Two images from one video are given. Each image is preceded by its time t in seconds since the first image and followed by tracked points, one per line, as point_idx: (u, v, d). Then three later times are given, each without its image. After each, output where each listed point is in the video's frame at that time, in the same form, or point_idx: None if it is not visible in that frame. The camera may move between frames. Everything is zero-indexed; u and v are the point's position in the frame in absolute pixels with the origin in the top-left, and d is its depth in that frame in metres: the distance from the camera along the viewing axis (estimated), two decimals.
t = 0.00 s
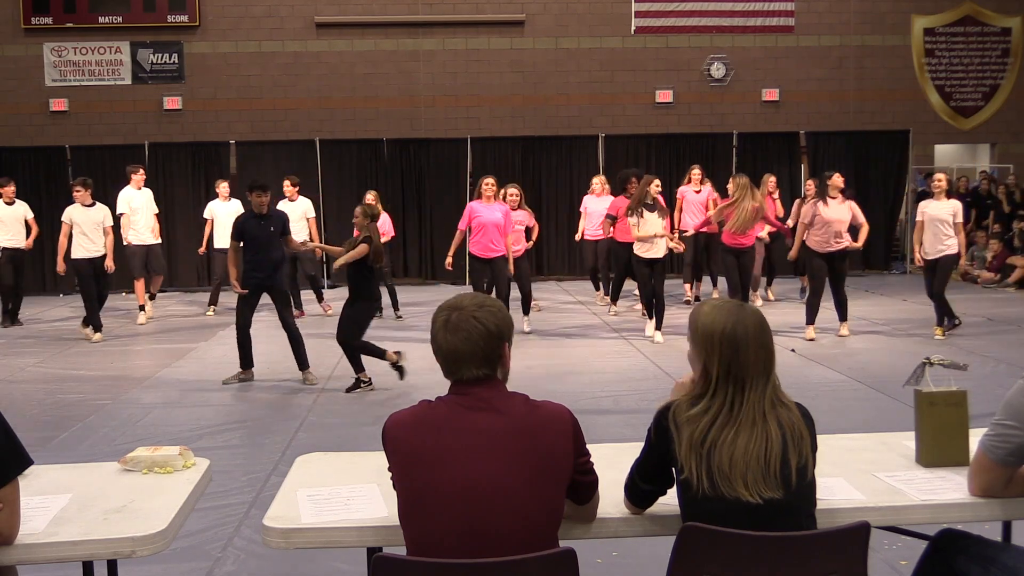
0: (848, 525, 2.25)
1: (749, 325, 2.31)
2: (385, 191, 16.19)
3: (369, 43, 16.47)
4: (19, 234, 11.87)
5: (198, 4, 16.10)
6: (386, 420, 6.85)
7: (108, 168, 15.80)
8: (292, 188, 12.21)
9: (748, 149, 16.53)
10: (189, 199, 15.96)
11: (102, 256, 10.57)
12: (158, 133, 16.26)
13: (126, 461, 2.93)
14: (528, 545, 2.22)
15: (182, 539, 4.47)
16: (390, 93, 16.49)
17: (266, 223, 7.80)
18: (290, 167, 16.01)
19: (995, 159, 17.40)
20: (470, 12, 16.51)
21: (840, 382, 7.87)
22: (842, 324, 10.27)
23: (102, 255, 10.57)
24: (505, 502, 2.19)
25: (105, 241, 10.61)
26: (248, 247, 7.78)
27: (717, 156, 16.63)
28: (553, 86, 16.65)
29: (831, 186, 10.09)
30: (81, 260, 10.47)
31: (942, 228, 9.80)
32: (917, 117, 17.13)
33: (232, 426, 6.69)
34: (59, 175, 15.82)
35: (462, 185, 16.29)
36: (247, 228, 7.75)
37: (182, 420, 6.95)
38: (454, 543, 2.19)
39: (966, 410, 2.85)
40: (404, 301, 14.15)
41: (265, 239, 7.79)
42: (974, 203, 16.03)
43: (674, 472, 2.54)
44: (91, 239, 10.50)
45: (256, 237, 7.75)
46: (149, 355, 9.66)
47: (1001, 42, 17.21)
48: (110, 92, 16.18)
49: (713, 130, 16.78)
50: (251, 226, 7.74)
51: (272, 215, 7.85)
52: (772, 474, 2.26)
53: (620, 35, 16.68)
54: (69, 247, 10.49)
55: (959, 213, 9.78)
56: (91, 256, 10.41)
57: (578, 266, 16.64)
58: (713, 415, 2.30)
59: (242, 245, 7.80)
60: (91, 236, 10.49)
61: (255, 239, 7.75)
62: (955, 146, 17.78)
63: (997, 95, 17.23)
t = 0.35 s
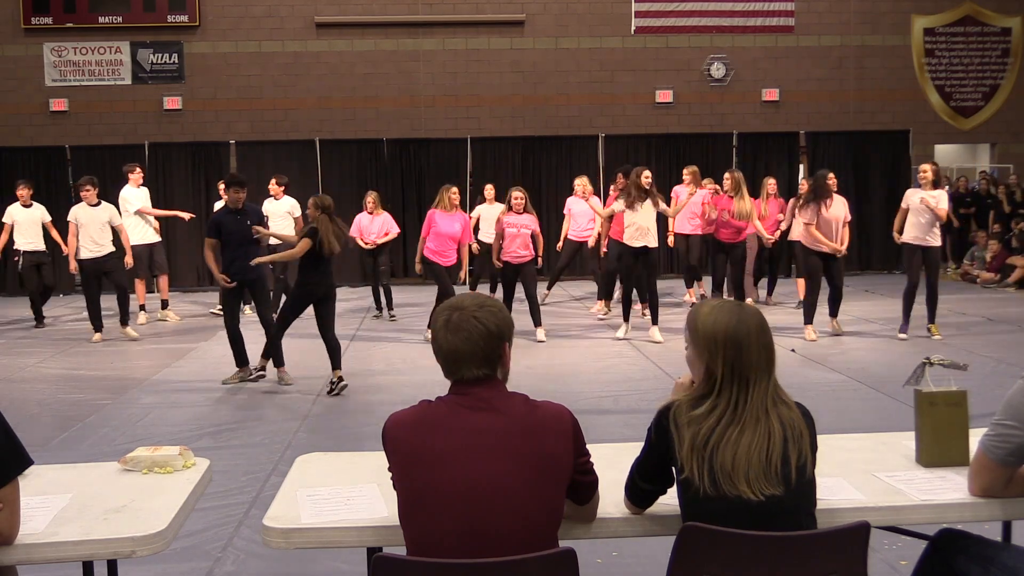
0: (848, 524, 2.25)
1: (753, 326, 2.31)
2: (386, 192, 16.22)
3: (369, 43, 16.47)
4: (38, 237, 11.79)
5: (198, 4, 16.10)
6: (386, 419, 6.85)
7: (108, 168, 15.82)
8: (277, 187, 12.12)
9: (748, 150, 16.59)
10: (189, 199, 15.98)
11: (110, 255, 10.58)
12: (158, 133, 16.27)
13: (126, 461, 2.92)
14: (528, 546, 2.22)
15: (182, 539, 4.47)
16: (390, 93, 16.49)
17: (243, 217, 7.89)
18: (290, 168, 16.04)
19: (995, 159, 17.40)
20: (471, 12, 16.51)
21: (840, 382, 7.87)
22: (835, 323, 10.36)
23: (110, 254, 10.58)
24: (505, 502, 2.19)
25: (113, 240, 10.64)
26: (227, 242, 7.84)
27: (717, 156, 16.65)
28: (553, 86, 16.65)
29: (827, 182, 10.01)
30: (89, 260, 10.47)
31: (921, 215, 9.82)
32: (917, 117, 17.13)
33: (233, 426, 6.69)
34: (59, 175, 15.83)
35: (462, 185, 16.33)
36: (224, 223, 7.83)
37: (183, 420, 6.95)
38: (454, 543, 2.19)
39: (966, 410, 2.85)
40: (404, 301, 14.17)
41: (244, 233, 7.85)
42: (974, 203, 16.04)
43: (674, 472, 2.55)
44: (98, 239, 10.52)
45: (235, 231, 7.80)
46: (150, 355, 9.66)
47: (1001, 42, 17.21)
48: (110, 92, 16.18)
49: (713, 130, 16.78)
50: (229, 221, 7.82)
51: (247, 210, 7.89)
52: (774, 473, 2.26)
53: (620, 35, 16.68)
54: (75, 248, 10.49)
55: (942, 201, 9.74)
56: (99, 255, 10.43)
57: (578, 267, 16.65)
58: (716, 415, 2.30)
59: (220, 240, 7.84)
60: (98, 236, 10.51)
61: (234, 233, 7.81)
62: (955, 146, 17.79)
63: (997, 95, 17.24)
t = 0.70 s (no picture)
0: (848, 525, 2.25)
1: (753, 326, 2.31)
2: (385, 193, 16.21)
3: (369, 43, 16.47)
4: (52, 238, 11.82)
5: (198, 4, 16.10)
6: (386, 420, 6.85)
7: (108, 167, 15.82)
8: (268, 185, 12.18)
9: (748, 149, 16.57)
10: (188, 199, 15.97)
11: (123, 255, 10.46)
12: (158, 133, 16.26)
13: (126, 461, 2.92)
14: (528, 545, 2.22)
15: (182, 539, 4.47)
16: (390, 93, 16.49)
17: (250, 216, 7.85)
18: (290, 168, 16.04)
19: (995, 159, 17.39)
20: (471, 12, 16.52)
21: (840, 382, 7.86)
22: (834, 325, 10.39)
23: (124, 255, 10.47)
24: (504, 501, 2.19)
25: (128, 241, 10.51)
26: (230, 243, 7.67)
27: (717, 156, 16.62)
28: (553, 86, 16.66)
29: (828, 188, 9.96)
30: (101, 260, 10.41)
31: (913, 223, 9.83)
32: (917, 117, 17.13)
33: (233, 426, 6.69)
34: (59, 175, 15.82)
35: (462, 185, 16.32)
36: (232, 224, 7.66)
37: (183, 420, 6.94)
38: (454, 542, 2.19)
39: (966, 409, 2.85)
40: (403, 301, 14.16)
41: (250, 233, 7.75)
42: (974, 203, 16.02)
43: (675, 472, 2.55)
44: (111, 240, 10.42)
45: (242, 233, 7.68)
46: (149, 356, 9.66)
47: (1001, 42, 17.21)
48: (110, 92, 16.18)
49: (713, 130, 16.78)
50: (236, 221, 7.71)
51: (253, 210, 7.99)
52: (774, 473, 2.26)
53: (620, 35, 16.68)
54: (89, 248, 10.43)
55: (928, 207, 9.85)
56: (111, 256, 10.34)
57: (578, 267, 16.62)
58: (716, 415, 2.30)
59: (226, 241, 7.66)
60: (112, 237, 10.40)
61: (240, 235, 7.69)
62: (955, 146, 17.79)
63: (997, 95, 17.24)
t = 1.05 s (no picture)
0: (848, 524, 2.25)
1: (752, 326, 2.31)
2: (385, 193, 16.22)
3: (370, 43, 16.47)
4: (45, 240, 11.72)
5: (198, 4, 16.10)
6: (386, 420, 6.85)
7: (108, 167, 15.84)
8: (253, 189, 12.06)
9: (748, 149, 16.58)
10: (188, 199, 15.98)
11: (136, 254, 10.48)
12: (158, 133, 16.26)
13: (126, 461, 2.92)
14: (528, 546, 2.22)
15: (182, 539, 4.47)
16: (391, 93, 16.49)
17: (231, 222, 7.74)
18: (290, 168, 16.04)
19: (995, 159, 17.39)
20: (471, 12, 16.51)
21: (840, 382, 7.86)
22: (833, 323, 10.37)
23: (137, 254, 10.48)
24: (505, 501, 2.18)
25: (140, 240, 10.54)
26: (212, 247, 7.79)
27: (717, 156, 16.64)
28: (553, 86, 16.66)
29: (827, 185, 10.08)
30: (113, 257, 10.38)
31: (905, 226, 9.82)
32: (917, 117, 17.13)
33: (232, 426, 6.69)
34: (59, 175, 15.83)
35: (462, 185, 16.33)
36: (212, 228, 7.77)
37: (183, 420, 6.94)
38: (453, 543, 2.19)
39: (966, 409, 2.85)
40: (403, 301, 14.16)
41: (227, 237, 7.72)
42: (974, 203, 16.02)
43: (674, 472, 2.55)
44: (125, 238, 10.40)
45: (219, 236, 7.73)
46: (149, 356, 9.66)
47: (1001, 42, 17.21)
48: (110, 92, 16.18)
49: (713, 130, 16.78)
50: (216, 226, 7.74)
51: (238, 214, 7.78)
52: (774, 473, 2.25)
53: (620, 35, 16.68)
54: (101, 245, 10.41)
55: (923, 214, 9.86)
56: (124, 254, 10.33)
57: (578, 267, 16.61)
58: (716, 415, 2.30)
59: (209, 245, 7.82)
60: (126, 235, 10.38)
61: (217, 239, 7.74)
62: (955, 146, 17.78)
63: (997, 95, 17.23)
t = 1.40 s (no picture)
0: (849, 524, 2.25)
1: (753, 327, 2.31)
2: (385, 193, 16.24)
3: (369, 43, 16.47)
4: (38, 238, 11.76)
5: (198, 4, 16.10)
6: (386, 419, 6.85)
7: (108, 167, 15.85)
8: (254, 186, 12.03)
9: (748, 149, 16.60)
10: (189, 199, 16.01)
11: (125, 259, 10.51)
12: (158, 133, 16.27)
13: (126, 461, 2.93)
14: (528, 546, 2.22)
15: (182, 539, 4.47)
16: (390, 93, 16.48)
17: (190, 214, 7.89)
18: (290, 168, 16.08)
19: (995, 159, 17.38)
20: (471, 11, 16.51)
21: (839, 382, 7.86)
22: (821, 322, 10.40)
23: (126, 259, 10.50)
24: (505, 501, 2.19)
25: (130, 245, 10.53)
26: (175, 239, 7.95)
27: (717, 156, 16.67)
28: (553, 86, 16.65)
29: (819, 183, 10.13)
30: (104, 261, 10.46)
31: (895, 215, 10.16)
32: (917, 116, 17.12)
33: (233, 426, 6.69)
34: (59, 175, 15.85)
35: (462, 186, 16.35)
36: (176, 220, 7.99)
37: (183, 420, 6.94)
38: (453, 543, 2.19)
39: (966, 409, 2.85)
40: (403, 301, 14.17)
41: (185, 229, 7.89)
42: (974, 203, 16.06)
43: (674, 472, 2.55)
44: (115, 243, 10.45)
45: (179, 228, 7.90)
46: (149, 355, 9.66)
47: (1001, 42, 17.21)
48: (110, 92, 16.18)
49: (713, 130, 16.78)
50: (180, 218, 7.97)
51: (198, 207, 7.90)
52: (774, 473, 2.26)
53: (620, 35, 16.67)
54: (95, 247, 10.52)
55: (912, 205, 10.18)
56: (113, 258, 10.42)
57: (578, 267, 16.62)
58: (716, 415, 2.30)
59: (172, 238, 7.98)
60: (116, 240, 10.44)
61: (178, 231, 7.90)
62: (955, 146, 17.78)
63: (997, 95, 17.23)
